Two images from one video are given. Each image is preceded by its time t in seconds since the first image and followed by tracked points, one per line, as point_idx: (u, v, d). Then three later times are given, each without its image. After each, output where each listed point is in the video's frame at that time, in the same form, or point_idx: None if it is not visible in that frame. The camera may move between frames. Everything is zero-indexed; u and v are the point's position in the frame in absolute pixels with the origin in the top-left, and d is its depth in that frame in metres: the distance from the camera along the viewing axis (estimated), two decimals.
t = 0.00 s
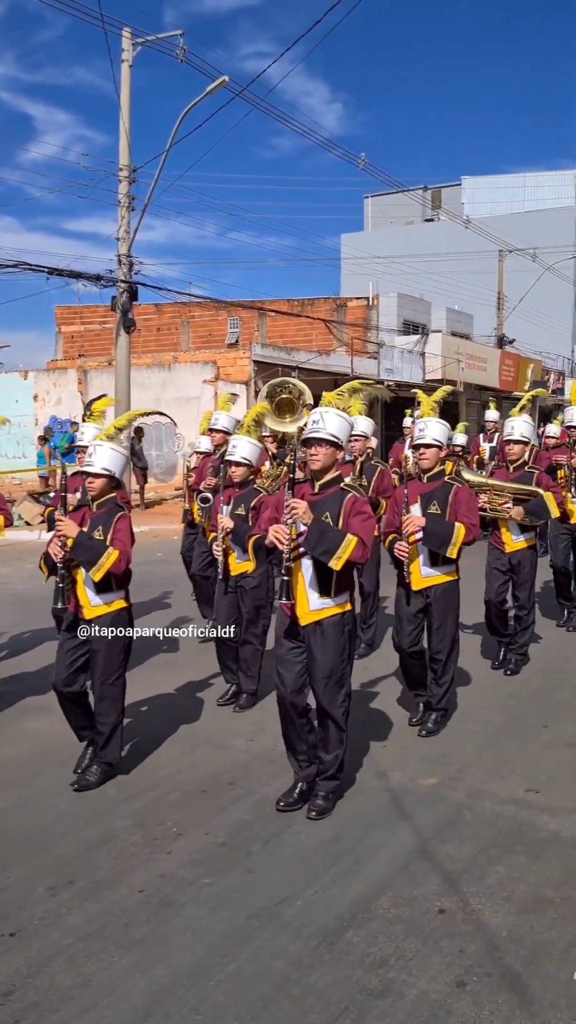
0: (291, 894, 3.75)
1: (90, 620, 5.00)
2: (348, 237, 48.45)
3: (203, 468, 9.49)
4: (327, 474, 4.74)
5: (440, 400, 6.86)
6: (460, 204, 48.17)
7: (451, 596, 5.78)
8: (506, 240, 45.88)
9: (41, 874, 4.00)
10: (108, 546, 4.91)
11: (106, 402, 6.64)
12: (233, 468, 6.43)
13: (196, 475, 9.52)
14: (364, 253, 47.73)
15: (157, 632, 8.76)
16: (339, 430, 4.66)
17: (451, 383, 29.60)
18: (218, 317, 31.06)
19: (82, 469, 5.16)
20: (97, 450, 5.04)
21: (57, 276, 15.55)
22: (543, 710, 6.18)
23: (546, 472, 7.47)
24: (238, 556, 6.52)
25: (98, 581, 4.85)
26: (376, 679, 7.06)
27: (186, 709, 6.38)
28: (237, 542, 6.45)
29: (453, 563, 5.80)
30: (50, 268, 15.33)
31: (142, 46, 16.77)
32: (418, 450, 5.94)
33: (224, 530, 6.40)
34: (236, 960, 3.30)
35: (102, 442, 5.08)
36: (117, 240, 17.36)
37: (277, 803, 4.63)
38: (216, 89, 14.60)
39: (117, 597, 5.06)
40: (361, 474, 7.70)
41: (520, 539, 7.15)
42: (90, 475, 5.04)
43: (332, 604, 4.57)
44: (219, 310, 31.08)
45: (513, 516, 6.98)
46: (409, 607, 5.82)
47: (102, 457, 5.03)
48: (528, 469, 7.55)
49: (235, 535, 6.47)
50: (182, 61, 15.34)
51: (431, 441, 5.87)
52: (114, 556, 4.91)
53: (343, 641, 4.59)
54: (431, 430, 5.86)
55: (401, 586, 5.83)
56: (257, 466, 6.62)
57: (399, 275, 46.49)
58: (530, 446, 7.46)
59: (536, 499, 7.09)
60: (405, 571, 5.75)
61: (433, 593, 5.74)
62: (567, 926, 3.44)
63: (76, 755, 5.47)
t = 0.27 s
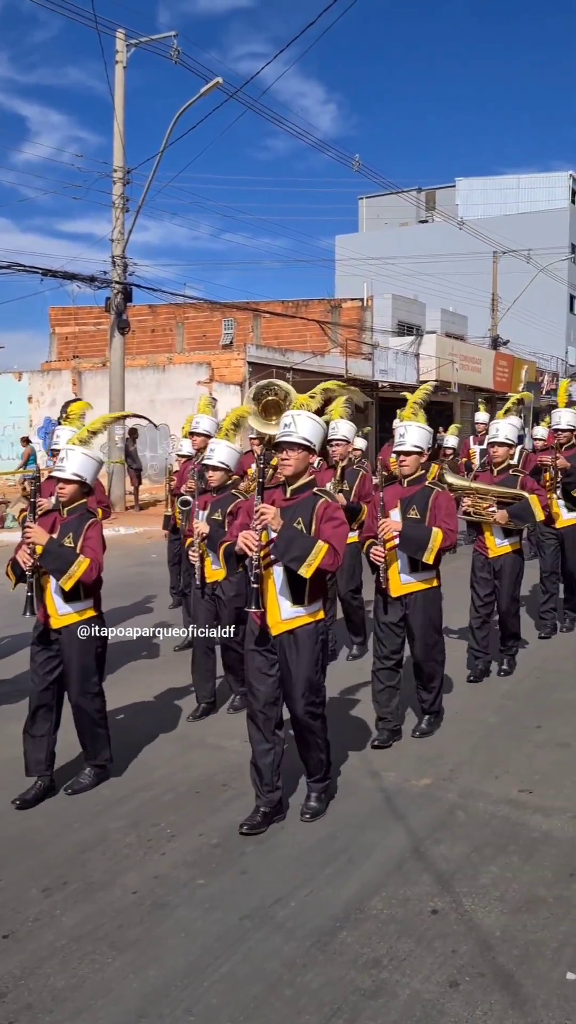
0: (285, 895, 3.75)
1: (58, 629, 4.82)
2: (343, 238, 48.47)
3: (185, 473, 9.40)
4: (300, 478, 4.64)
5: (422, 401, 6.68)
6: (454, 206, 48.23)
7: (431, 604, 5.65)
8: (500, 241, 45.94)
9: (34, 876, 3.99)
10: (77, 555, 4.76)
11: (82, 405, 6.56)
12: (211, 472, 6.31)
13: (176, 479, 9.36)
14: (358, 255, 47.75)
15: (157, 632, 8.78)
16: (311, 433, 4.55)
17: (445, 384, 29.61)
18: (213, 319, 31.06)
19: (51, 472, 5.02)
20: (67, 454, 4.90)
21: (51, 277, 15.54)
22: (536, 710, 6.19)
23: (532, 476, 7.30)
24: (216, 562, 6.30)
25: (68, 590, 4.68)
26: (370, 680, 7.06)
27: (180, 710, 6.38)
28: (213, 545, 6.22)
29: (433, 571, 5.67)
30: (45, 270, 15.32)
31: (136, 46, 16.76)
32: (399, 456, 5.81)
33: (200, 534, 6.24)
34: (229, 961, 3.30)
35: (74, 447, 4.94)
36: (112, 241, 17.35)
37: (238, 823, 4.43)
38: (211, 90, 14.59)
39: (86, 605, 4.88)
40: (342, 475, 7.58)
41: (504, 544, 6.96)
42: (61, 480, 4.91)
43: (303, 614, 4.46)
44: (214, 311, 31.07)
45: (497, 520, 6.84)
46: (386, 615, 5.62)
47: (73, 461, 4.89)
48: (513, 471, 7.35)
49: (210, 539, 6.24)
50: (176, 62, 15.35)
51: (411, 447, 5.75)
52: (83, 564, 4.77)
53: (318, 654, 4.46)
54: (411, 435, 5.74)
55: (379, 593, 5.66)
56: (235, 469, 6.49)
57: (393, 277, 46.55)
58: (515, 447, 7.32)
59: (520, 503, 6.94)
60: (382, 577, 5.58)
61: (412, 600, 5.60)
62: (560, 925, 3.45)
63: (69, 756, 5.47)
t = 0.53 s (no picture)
0: (284, 896, 3.75)
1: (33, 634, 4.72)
2: (341, 239, 48.46)
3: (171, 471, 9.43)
4: (279, 480, 4.49)
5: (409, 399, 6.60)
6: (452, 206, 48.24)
7: (417, 609, 5.40)
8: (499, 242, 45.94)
9: (34, 877, 3.99)
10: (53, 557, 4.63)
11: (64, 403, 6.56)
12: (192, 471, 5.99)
13: (163, 478, 9.36)
14: (357, 255, 47.76)
15: (157, 632, 8.79)
16: (290, 432, 4.41)
17: (443, 384, 29.60)
18: (212, 320, 31.06)
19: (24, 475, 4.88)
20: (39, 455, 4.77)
21: (49, 278, 15.54)
22: (535, 710, 6.20)
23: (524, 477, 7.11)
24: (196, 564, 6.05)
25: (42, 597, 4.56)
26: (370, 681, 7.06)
27: (180, 710, 6.38)
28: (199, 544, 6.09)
29: (422, 573, 5.44)
30: (43, 271, 15.33)
31: (135, 47, 16.76)
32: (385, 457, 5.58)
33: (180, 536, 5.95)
34: (229, 962, 3.30)
35: (46, 447, 4.80)
36: (110, 242, 17.34)
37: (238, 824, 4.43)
38: (209, 90, 14.58)
39: (62, 612, 4.76)
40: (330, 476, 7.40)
41: (495, 545, 6.87)
42: (34, 482, 4.77)
43: (283, 618, 4.31)
44: (213, 312, 31.07)
45: (488, 522, 6.70)
46: (376, 622, 5.49)
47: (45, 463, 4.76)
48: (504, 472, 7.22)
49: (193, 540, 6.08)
50: (174, 63, 15.34)
51: (397, 448, 5.48)
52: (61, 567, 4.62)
53: (292, 660, 4.31)
54: (397, 437, 5.44)
55: (367, 596, 5.52)
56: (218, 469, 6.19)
57: (392, 277, 46.57)
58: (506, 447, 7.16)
59: (512, 505, 6.73)
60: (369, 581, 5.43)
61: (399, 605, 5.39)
62: (558, 926, 3.46)
63: (69, 757, 5.47)
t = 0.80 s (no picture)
0: (283, 897, 3.76)
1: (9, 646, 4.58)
2: (340, 241, 48.50)
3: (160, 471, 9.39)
4: (263, 483, 4.34)
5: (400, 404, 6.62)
6: (451, 209, 48.28)
7: (411, 615, 5.37)
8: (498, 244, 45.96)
9: (33, 879, 3.99)
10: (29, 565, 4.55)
11: (45, 404, 6.50)
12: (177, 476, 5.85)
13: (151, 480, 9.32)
14: (356, 257, 47.79)
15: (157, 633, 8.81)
16: (274, 436, 4.27)
17: (442, 386, 29.61)
18: (211, 322, 31.07)
19: None
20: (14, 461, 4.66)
21: (48, 280, 15.55)
22: (534, 712, 6.20)
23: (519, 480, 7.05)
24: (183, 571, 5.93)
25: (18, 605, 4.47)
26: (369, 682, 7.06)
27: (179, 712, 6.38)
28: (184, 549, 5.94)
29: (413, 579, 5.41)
30: (43, 273, 15.34)
31: (134, 50, 16.77)
32: (377, 461, 5.52)
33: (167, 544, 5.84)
34: (228, 963, 3.30)
35: (22, 453, 4.68)
36: (109, 245, 17.37)
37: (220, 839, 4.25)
38: (208, 93, 14.60)
39: (42, 622, 4.65)
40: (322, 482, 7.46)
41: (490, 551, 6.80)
42: (10, 488, 4.67)
43: (265, 627, 4.15)
44: (212, 314, 31.08)
45: (483, 527, 6.57)
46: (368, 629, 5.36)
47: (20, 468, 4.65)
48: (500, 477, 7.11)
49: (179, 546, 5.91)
50: (173, 66, 15.36)
51: (389, 451, 5.46)
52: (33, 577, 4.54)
53: (278, 671, 4.15)
54: (388, 439, 5.43)
55: (358, 606, 5.41)
56: (204, 475, 6.06)
57: (391, 279, 46.61)
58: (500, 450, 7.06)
59: (506, 511, 6.66)
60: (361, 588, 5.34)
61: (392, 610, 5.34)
62: (558, 926, 3.46)
63: (68, 759, 5.47)
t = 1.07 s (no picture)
0: (283, 899, 3.75)
1: None
2: (340, 243, 48.54)
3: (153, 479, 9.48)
4: (241, 488, 4.15)
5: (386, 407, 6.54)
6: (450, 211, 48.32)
7: (402, 622, 5.21)
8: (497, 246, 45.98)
9: (33, 882, 3.99)
10: None
11: (26, 405, 6.41)
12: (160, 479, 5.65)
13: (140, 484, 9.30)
14: (356, 259, 47.82)
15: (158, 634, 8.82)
16: (253, 439, 4.08)
17: (441, 389, 29.63)
18: (211, 324, 31.08)
19: None
20: None
21: (48, 282, 15.55)
22: (534, 714, 6.20)
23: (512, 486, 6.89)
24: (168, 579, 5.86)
25: None
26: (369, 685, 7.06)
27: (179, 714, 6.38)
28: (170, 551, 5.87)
29: (402, 587, 5.23)
30: (43, 275, 15.35)
31: (134, 52, 16.78)
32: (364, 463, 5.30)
33: (148, 547, 5.65)
34: (228, 966, 3.30)
35: None
36: (109, 247, 17.39)
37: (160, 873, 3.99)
38: (208, 96, 14.60)
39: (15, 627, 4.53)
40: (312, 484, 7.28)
41: (482, 557, 6.55)
42: None
43: (244, 639, 3.99)
44: (211, 316, 31.08)
45: (474, 533, 6.35)
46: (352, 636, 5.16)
47: None
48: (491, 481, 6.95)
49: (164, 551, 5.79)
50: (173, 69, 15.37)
51: (377, 453, 5.22)
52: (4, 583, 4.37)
53: (263, 679, 4.00)
54: (377, 442, 5.19)
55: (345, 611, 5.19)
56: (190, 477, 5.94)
57: (390, 281, 46.65)
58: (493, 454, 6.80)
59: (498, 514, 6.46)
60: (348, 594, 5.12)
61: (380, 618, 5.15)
62: (558, 929, 3.46)
63: (68, 761, 5.47)
